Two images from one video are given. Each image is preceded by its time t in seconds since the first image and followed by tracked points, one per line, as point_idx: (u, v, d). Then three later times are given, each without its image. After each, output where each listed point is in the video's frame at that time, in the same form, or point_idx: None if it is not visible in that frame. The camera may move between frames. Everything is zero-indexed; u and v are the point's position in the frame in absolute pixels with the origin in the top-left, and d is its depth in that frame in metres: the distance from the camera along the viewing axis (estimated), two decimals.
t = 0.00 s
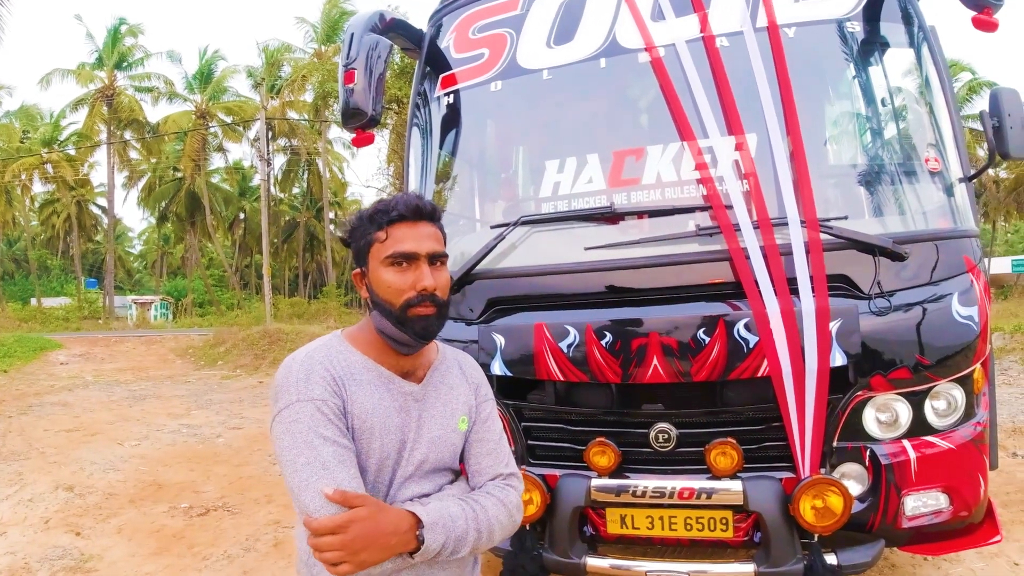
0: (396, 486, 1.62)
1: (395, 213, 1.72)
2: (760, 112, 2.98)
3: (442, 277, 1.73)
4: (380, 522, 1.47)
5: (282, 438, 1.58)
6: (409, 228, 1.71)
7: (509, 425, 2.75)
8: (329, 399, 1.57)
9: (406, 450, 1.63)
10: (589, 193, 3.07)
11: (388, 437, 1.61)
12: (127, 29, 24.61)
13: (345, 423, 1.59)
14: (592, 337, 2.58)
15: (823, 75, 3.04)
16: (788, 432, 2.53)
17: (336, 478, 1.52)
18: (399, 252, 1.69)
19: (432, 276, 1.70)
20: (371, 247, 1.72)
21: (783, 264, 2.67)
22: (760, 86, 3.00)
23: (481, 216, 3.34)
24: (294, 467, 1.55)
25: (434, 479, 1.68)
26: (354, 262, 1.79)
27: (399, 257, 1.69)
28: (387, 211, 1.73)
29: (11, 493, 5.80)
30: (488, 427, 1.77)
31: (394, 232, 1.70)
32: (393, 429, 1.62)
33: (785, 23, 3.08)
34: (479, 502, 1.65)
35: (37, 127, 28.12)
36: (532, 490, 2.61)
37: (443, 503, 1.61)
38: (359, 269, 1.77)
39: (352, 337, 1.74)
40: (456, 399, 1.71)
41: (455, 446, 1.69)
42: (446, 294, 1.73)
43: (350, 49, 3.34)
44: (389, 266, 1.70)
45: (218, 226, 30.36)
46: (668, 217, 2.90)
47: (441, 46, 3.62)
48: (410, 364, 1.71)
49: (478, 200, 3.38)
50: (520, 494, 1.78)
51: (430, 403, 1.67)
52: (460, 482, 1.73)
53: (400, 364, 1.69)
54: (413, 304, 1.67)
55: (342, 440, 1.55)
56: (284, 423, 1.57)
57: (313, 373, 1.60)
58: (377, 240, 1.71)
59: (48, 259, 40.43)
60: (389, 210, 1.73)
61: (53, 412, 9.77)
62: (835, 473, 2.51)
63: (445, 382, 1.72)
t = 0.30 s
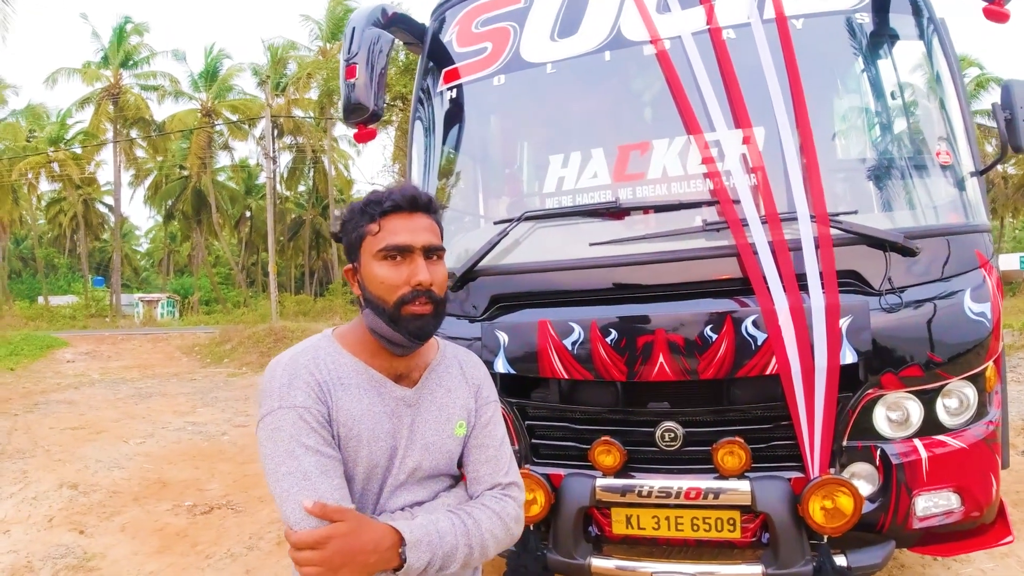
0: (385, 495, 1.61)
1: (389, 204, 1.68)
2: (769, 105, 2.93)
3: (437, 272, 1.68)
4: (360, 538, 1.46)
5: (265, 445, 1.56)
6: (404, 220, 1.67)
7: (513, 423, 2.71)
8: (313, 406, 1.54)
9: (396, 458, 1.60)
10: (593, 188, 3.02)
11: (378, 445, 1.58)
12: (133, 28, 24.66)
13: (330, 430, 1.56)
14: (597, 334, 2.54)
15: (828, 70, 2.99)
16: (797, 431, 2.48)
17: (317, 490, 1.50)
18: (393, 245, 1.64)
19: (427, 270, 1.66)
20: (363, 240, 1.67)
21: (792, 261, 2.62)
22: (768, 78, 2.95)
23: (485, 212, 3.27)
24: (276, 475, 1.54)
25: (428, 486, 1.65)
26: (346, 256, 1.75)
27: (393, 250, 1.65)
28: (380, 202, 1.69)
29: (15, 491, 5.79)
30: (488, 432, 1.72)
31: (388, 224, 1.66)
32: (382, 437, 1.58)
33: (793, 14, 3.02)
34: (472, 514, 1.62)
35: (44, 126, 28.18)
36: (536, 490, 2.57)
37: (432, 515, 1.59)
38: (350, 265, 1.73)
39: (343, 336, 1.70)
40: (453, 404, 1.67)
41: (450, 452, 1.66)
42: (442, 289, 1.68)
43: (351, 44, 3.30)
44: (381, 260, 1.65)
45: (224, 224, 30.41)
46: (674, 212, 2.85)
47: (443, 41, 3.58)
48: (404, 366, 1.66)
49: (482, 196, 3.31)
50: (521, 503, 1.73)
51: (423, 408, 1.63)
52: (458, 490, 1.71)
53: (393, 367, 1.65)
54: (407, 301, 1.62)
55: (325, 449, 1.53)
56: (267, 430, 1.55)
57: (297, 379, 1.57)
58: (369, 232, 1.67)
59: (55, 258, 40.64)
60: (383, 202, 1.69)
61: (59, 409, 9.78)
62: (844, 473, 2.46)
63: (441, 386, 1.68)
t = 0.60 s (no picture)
0: (392, 505, 1.51)
1: (386, 187, 1.60)
2: (807, 91, 2.78)
3: (442, 259, 1.59)
4: (358, 550, 1.36)
5: (258, 447, 1.48)
6: (403, 204, 1.58)
7: (539, 426, 2.60)
8: (310, 404, 1.46)
9: (405, 461, 1.50)
10: (623, 180, 2.90)
11: (384, 447, 1.48)
12: (161, 30, 24.98)
13: (330, 431, 1.47)
14: (627, 334, 2.41)
15: (868, 53, 2.84)
16: (841, 436, 2.34)
17: (313, 496, 1.41)
18: (393, 232, 1.56)
19: (431, 257, 1.57)
20: (361, 228, 1.59)
21: (835, 255, 2.48)
22: (806, 64, 2.80)
23: (510, 206, 3.16)
24: (269, 481, 1.45)
25: (441, 495, 1.55)
26: (344, 248, 1.66)
27: (393, 238, 1.56)
28: (377, 186, 1.60)
29: (42, 489, 5.82)
30: (507, 435, 1.62)
31: (387, 210, 1.57)
32: (388, 439, 1.49)
33: None
34: (489, 524, 1.52)
35: (75, 128, 28.65)
36: (563, 497, 2.45)
37: (446, 526, 1.49)
38: (349, 258, 1.64)
39: (346, 335, 1.62)
40: (466, 404, 1.58)
41: (465, 456, 1.56)
42: (448, 277, 1.59)
43: (371, 36, 3.21)
44: (382, 250, 1.57)
45: (251, 223, 30.71)
46: (708, 205, 2.72)
47: (465, 32, 3.47)
48: (411, 364, 1.58)
49: (507, 190, 3.21)
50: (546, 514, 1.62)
51: (433, 408, 1.55)
52: (476, 501, 1.61)
53: (400, 364, 1.57)
54: (411, 291, 1.54)
55: (324, 451, 1.44)
56: (260, 431, 1.47)
57: (294, 376, 1.50)
58: (367, 220, 1.58)
59: (88, 258, 41.45)
60: (381, 186, 1.60)
61: (90, 407, 9.90)
62: (889, 481, 2.31)
63: (453, 385, 1.59)
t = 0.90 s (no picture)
0: (422, 525, 1.40)
1: (436, 170, 1.54)
2: (869, 73, 2.59)
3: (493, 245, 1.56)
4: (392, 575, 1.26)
5: (270, 466, 1.39)
6: (454, 187, 1.54)
7: (582, 431, 2.46)
8: (327, 414, 1.38)
9: (434, 475, 1.40)
10: (670, 170, 2.74)
11: (411, 460, 1.39)
12: (206, 34, 25.47)
13: (350, 444, 1.38)
14: (677, 334, 2.26)
15: (934, 31, 2.62)
16: (911, 446, 2.15)
17: (333, 518, 1.32)
18: (451, 215, 1.49)
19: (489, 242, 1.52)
20: (411, 212, 1.50)
21: (904, 248, 2.30)
22: (867, 44, 2.61)
23: (551, 202, 3.03)
24: (283, 503, 1.36)
25: (476, 513, 1.45)
26: (376, 237, 1.54)
27: (452, 220, 1.49)
28: (425, 167, 1.54)
29: (86, 485, 5.89)
30: (542, 442, 1.54)
31: (440, 192, 1.51)
32: (416, 450, 1.39)
33: None
34: (533, 539, 1.44)
35: (125, 131, 29.44)
36: (607, 506, 2.33)
37: (487, 544, 1.40)
38: (386, 246, 1.52)
39: (363, 340, 1.54)
40: (497, 409, 1.50)
41: (500, 466, 1.47)
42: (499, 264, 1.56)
43: (406, 26, 3.11)
44: (437, 233, 1.48)
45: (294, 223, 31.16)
46: (762, 195, 2.55)
47: (503, 20, 3.34)
48: (438, 366, 1.50)
49: (548, 186, 3.07)
50: (592, 526, 1.54)
51: (461, 415, 1.46)
52: (514, 517, 1.52)
53: (425, 367, 1.49)
54: (475, 277, 1.48)
55: (344, 465, 1.35)
56: (272, 447, 1.39)
57: (307, 385, 1.41)
58: (418, 202, 1.50)
59: (139, 258, 42.64)
60: (428, 169, 1.54)
61: (136, 403, 10.08)
62: (958, 494, 2.11)
63: (481, 389, 1.52)
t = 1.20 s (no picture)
0: (438, 543, 1.36)
1: (445, 158, 1.51)
2: (915, 58, 2.46)
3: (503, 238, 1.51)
4: None
5: (271, 482, 1.35)
6: (463, 176, 1.50)
7: (614, 434, 2.37)
8: (330, 426, 1.34)
9: (450, 489, 1.36)
10: (706, 163, 2.64)
11: (424, 474, 1.35)
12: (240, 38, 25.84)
13: (356, 458, 1.34)
14: (714, 334, 2.16)
15: (980, 15, 2.49)
16: (963, 453, 2.03)
17: (339, 538, 1.28)
18: (458, 203, 1.45)
19: (498, 234, 1.48)
20: (415, 199, 1.46)
21: (956, 241, 2.17)
22: (911, 28, 2.48)
23: (582, 198, 2.93)
24: (286, 522, 1.32)
25: (497, 528, 1.41)
26: (381, 228, 1.51)
27: (458, 209, 1.44)
28: (433, 155, 1.51)
29: (121, 483, 5.97)
30: (567, 450, 1.50)
31: (446, 179, 1.48)
32: (429, 462, 1.35)
33: None
34: (558, 557, 1.39)
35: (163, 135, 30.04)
36: (640, 512, 2.22)
37: (509, 565, 1.35)
38: (390, 237, 1.49)
39: (369, 345, 1.51)
40: (517, 416, 1.46)
41: (522, 477, 1.43)
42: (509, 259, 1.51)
43: (430, 21, 3.04)
44: (441, 222, 1.44)
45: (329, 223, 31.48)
46: (803, 188, 2.44)
47: (531, 12, 3.26)
48: (451, 371, 1.46)
49: (579, 183, 2.97)
50: (623, 540, 1.49)
51: (477, 424, 1.42)
52: (539, 532, 1.47)
53: (438, 372, 1.45)
54: (478, 270, 1.43)
55: (350, 481, 1.31)
56: (273, 462, 1.35)
57: (309, 395, 1.38)
58: (424, 190, 1.47)
59: (178, 258, 43.55)
60: (436, 155, 1.51)
61: (173, 401, 10.24)
62: (1010, 503, 2.00)
63: (499, 395, 1.48)
